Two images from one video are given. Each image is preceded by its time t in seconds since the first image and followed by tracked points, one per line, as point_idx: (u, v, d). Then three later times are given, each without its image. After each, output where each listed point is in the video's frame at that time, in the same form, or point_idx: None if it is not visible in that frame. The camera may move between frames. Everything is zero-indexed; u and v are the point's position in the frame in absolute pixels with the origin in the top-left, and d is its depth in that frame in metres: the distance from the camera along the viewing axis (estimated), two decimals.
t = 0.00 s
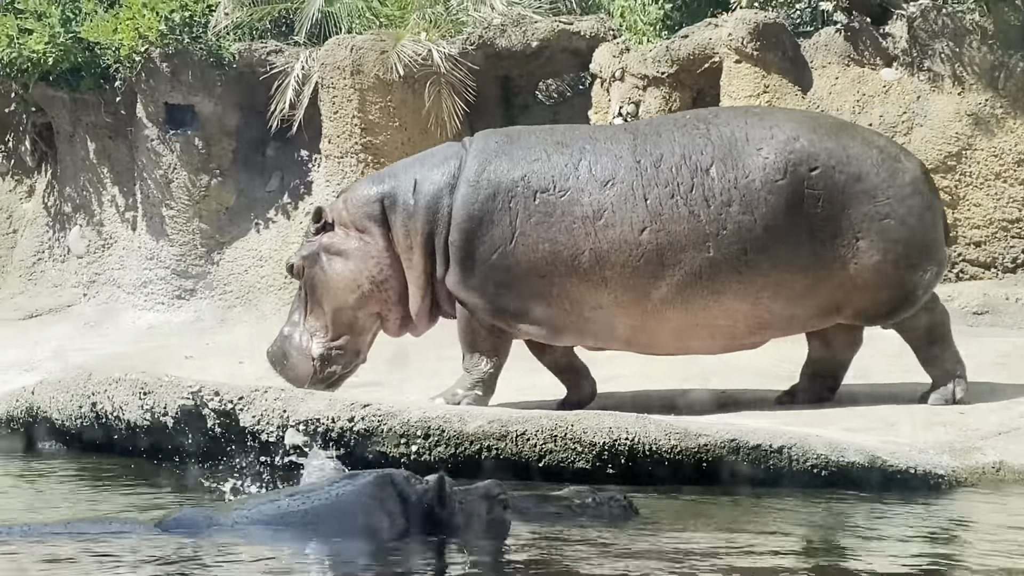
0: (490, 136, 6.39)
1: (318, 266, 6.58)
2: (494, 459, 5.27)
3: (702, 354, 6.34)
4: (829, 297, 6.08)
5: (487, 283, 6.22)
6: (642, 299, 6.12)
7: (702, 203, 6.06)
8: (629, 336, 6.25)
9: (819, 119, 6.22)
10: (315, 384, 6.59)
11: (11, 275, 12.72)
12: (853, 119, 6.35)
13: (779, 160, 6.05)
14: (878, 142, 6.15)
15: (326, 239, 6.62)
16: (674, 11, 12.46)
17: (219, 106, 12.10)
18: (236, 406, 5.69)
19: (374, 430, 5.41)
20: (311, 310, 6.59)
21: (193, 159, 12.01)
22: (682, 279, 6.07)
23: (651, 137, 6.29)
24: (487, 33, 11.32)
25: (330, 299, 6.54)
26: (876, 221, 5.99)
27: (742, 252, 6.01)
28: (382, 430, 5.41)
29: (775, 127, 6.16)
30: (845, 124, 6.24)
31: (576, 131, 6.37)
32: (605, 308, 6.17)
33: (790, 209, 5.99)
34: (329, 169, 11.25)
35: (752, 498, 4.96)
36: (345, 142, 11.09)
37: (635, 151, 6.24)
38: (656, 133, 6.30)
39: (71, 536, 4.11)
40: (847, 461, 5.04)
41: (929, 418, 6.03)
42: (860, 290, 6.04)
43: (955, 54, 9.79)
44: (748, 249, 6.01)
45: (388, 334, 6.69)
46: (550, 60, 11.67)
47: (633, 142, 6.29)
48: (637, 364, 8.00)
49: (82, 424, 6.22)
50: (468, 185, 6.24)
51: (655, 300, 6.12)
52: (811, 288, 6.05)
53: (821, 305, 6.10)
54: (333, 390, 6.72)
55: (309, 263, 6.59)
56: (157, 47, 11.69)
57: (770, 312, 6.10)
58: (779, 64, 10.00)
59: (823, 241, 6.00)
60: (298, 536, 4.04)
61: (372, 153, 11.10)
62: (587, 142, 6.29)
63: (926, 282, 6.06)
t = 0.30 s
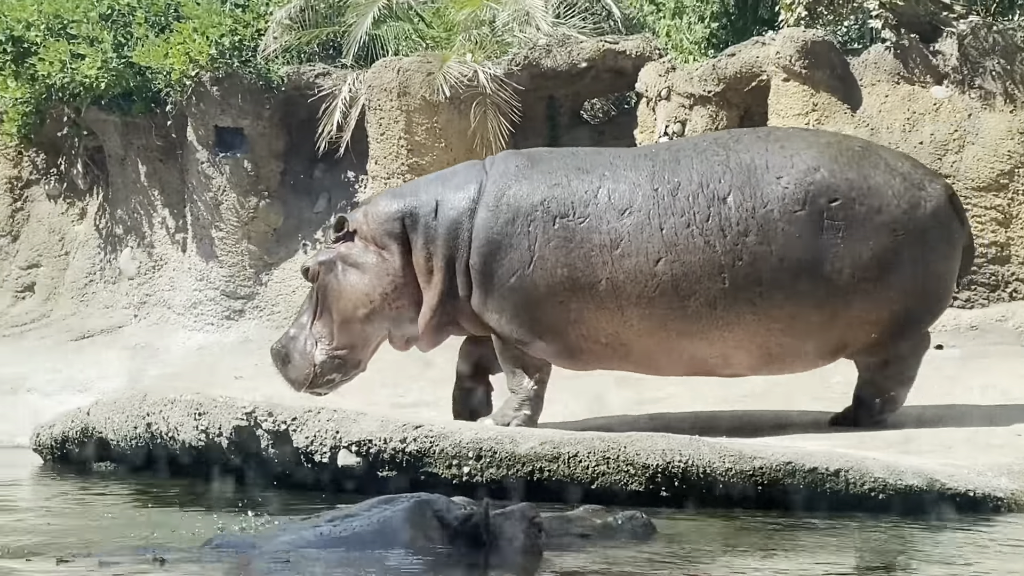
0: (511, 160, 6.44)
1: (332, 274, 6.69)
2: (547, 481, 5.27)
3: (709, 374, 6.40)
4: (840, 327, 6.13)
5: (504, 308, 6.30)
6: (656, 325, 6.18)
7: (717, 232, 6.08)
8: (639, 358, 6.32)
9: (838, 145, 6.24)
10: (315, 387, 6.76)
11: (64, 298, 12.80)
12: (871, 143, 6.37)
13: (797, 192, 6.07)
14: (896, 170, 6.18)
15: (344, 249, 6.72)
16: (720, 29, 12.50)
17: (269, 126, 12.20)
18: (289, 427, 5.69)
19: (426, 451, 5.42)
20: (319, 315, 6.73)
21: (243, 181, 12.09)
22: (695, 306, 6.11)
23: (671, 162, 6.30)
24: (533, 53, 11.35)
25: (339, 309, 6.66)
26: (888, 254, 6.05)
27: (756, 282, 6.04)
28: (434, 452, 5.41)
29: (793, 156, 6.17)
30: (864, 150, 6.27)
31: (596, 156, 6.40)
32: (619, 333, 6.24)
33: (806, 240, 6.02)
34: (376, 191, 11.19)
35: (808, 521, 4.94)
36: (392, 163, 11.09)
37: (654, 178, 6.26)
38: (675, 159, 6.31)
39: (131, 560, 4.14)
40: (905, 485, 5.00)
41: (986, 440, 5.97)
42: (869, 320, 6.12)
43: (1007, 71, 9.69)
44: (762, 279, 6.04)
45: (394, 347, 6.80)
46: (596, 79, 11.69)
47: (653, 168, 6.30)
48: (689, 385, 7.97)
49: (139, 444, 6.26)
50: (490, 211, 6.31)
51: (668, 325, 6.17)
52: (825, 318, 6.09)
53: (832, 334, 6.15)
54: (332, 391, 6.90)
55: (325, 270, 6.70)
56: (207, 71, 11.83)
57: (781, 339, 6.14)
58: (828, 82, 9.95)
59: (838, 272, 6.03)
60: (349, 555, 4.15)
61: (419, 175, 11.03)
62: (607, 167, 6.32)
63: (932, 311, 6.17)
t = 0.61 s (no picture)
0: (519, 174, 6.33)
1: (347, 288, 6.56)
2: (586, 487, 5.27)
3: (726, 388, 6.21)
4: (852, 336, 5.91)
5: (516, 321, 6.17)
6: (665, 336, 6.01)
7: (722, 241, 5.90)
8: (651, 371, 6.15)
9: (845, 154, 6.07)
10: (334, 401, 6.61)
11: (106, 309, 13.10)
12: (879, 153, 6.20)
13: (802, 198, 5.88)
14: (903, 179, 6.01)
15: (358, 262, 6.59)
16: (757, 41, 14.28)
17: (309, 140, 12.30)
18: (329, 433, 5.68)
19: (465, 458, 5.41)
20: (335, 329, 6.58)
21: (284, 196, 12.16)
22: (703, 318, 5.93)
23: (677, 172, 6.14)
24: (572, 66, 11.38)
25: (355, 321, 6.52)
26: (898, 260, 5.83)
27: (763, 292, 5.85)
28: (473, 458, 5.40)
29: (798, 163, 6.00)
30: (871, 159, 6.08)
31: (604, 168, 6.26)
32: (627, 346, 6.07)
33: (812, 248, 5.82)
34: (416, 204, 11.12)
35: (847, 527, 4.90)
36: (431, 177, 11.01)
37: (659, 188, 6.09)
38: (681, 168, 6.16)
39: (170, 560, 4.14)
40: (946, 491, 4.95)
41: None
42: (881, 328, 5.90)
43: None
44: (769, 290, 5.85)
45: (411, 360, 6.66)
46: (635, 92, 11.71)
47: (659, 177, 6.14)
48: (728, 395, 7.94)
49: (179, 453, 6.28)
50: (500, 225, 6.20)
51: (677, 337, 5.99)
52: (836, 328, 5.88)
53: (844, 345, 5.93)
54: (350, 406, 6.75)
55: (340, 284, 6.58)
56: (248, 86, 11.94)
57: (792, 351, 5.94)
58: (867, 94, 9.95)
59: (846, 282, 5.81)
60: (383, 560, 4.13)
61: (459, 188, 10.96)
62: (614, 179, 6.18)
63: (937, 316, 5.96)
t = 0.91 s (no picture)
0: (498, 194, 6.23)
1: (345, 326, 6.45)
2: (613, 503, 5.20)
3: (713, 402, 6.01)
4: (826, 344, 5.65)
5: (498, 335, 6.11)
6: (638, 348, 5.82)
7: (689, 249, 5.69)
8: (630, 384, 5.97)
9: (818, 164, 5.83)
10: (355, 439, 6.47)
11: (138, 324, 13.06)
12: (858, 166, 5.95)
13: (770, 204, 5.65)
14: (877, 188, 5.74)
15: (350, 298, 6.48)
16: (790, 53, 14.40)
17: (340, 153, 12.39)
18: (354, 449, 5.62)
19: (491, 474, 5.35)
20: (342, 368, 6.47)
21: (315, 210, 12.19)
22: (673, 326, 5.73)
23: (650, 182, 5.94)
24: (601, 79, 11.34)
25: (358, 356, 6.40)
26: (869, 264, 5.56)
27: (732, 299, 5.62)
28: (499, 473, 5.35)
29: (770, 171, 5.77)
30: (845, 170, 5.85)
31: (578, 182, 6.11)
32: (602, 357, 5.90)
33: (779, 255, 5.59)
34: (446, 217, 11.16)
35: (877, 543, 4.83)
36: (461, 189, 10.99)
37: (630, 196, 5.91)
38: (653, 178, 5.95)
39: None
40: (977, 507, 4.86)
41: None
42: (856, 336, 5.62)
43: None
44: (738, 297, 5.62)
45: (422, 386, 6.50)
46: (665, 104, 11.69)
47: (630, 188, 5.95)
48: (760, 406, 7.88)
49: (205, 469, 6.20)
50: (478, 241, 6.12)
51: (649, 348, 5.80)
52: (808, 335, 5.64)
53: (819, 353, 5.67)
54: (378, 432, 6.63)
55: (337, 323, 6.47)
56: (279, 100, 12.07)
57: (764, 358, 5.71)
58: (899, 105, 9.84)
59: (813, 289, 5.57)
60: None
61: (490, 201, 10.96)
62: (587, 191, 6.01)
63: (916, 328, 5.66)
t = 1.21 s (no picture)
0: (495, 198, 6.29)
1: (335, 324, 6.61)
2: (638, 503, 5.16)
3: (705, 404, 5.93)
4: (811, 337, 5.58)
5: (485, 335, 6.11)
6: (625, 344, 5.81)
7: (674, 243, 5.72)
8: (622, 383, 5.93)
9: (808, 167, 5.83)
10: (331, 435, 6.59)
11: (166, 328, 13.07)
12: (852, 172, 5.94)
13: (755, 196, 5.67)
14: (866, 188, 5.73)
15: (343, 298, 6.65)
16: (817, 53, 14.40)
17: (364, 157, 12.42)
18: (379, 450, 5.60)
19: (516, 475, 5.31)
20: (328, 365, 6.63)
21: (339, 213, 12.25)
22: (660, 320, 5.72)
23: (642, 185, 5.98)
24: (626, 82, 11.33)
25: (343, 354, 6.55)
26: (853, 255, 5.52)
27: (717, 291, 5.62)
28: (523, 474, 5.30)
29: (758, 168, 5.81)
30: (838, 172, 5.84)
31: (573, 187, 6.16)
32: (591, 355, 5.91)
33: (762, 246, 5.58)
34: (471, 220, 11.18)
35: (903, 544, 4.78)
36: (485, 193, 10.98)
37: (621, 197, 5.96)
38: (645, 181, 5.99)
39: None
40: (1004, 506, 4.82)
41: None
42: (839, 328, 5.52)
43: None
44: (723, 289, 5.61)
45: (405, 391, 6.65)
46: (689, 107, 11.69)
47: (622, 190, 6.00)
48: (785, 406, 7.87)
49: (233, 470, 6.18)
50: (471, 243, 6.16)
51: (636, 344, 5.79)
52: (793, 328, 5.59)
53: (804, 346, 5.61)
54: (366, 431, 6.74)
55: (327, 320, 6.63)
56: (302, 104, 12.15)
57: (752, 352, 5.66)
58: (926, 105, 9.81)
59: (796, 280, 5.55)
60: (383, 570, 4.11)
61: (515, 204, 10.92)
62: (581, 194, 6.07)
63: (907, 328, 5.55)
